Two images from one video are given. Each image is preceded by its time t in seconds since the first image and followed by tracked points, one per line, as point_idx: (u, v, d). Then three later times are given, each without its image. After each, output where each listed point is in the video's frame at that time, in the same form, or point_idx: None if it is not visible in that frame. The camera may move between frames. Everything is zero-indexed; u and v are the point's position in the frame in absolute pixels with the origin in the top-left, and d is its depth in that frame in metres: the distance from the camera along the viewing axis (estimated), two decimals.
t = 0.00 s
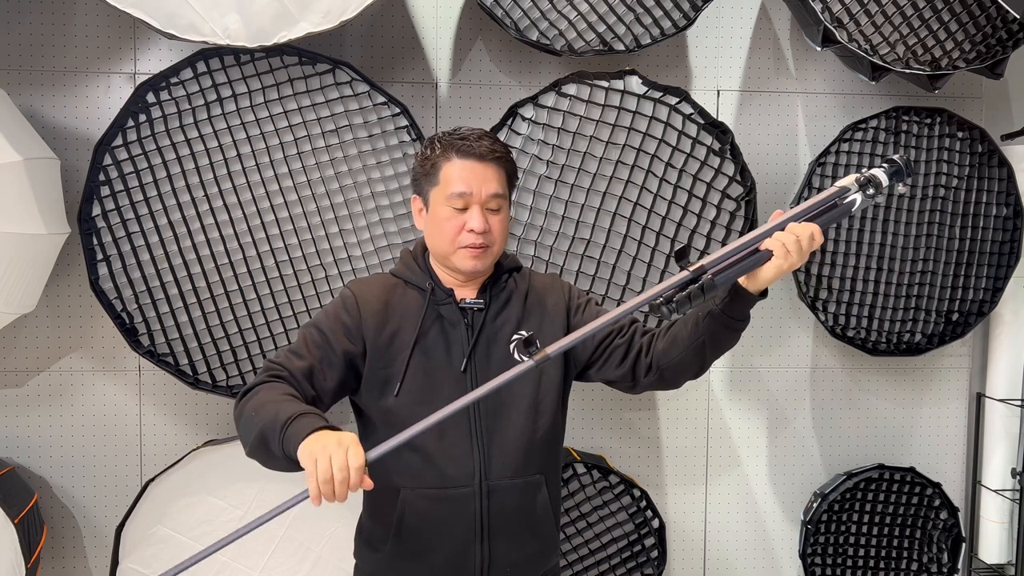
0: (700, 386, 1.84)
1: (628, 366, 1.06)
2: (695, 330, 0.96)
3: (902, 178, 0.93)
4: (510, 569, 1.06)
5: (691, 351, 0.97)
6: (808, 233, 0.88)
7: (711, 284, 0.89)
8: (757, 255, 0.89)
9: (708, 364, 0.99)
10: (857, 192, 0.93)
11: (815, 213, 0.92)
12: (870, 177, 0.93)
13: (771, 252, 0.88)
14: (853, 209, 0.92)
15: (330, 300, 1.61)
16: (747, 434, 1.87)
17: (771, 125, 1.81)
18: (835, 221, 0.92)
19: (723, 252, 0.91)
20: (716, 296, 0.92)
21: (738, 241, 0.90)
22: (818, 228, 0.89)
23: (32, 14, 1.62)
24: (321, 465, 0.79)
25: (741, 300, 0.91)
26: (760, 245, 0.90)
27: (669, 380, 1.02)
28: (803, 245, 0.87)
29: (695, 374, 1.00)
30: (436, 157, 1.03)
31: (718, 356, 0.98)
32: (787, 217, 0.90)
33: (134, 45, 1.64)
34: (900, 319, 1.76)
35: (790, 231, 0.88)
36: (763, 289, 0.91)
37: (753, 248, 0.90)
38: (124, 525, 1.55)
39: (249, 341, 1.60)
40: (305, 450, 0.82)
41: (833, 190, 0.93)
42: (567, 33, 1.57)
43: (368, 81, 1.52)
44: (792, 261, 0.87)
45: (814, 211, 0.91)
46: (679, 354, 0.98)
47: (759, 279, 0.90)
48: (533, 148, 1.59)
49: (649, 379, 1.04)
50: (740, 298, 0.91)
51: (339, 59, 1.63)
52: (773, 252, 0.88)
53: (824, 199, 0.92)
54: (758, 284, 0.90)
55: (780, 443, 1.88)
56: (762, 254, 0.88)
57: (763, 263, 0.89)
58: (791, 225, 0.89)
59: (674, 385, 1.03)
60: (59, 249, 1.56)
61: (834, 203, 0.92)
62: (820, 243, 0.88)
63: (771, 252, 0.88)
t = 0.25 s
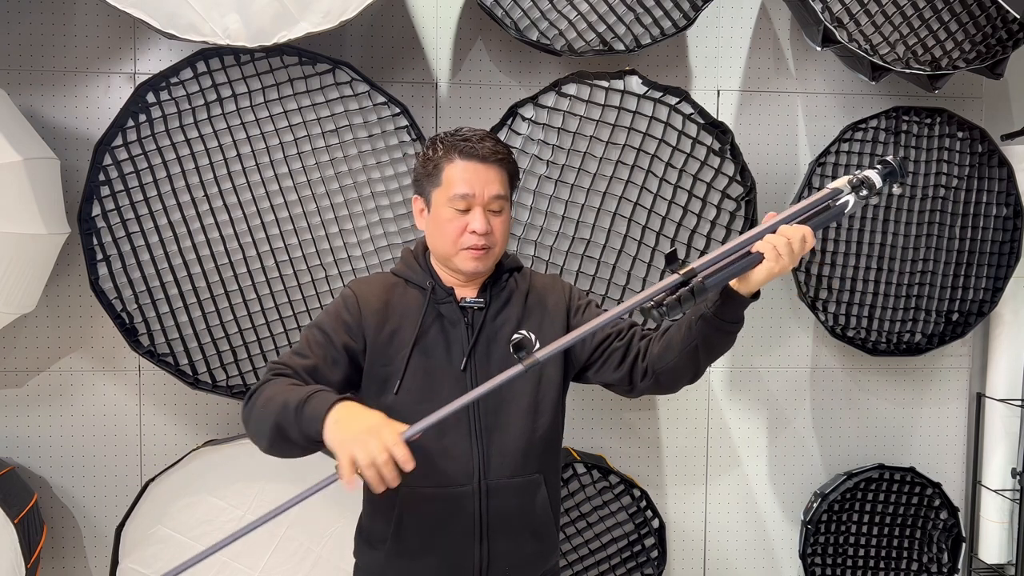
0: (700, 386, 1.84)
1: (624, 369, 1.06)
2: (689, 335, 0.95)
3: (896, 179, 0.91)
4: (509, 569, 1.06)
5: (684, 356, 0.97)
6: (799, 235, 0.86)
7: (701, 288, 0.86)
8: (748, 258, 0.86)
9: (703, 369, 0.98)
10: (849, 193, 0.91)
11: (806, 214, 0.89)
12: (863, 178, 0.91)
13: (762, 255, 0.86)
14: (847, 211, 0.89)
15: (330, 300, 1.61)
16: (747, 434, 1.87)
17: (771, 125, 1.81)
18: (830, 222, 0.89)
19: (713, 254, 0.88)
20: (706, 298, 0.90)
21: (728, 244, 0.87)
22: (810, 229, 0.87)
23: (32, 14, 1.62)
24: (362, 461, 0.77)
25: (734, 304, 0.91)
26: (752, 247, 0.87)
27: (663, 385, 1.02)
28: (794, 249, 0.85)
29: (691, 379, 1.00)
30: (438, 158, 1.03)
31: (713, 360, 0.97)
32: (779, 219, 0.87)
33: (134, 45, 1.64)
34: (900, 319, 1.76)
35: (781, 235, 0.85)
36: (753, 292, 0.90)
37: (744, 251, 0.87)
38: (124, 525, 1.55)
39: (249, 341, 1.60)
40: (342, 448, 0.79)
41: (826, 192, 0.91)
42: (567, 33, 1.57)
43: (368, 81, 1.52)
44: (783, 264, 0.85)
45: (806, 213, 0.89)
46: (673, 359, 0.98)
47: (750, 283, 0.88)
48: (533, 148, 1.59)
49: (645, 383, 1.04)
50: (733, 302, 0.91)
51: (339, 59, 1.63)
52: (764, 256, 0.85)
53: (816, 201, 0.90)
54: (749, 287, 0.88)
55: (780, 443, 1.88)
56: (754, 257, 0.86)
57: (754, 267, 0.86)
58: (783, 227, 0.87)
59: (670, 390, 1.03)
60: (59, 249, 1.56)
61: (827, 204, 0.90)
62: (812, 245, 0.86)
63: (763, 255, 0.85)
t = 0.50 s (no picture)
0: (700, 386, 1.85)
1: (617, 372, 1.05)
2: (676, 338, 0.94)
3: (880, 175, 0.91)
4: (507, 570, 1.05)
5: (673, 359, 0.95)
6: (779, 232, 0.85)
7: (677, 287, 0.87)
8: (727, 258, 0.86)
9: (694, 375, 0.97)
10: (831, 189, 0.91)
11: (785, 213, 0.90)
12: (846, 176, 0.92)
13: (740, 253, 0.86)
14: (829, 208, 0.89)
15: (330, 300, 1.61)
16: (747, 434, 1.87)
17: (771, 125, 1.81)
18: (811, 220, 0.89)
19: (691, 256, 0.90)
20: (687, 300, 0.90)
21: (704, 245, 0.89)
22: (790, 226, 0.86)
23: (32, 14, 1.62)
24: (457, 399, 0.81)
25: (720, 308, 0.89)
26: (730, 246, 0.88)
27: (655, 389, 1.00)
28: (773, 245, 0.84)
29: (682, 385, 0.98)
30: (433, 158, 1.03)
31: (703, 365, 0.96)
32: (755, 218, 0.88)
33: (134, 45, 1.64)
34: (900, 319, 1.76)
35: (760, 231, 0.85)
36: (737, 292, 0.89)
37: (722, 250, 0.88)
38: (124, 525, 1.55)
39: (249, 341, 1.60)
40: (433, 397, 0.82)
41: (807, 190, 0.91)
42: (567, 33, 1.57)
43: (368, 81, 1.52)
44: (762, 261, 0.84)
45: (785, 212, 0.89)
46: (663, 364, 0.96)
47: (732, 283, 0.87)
48: (533, 148, 1.59)
49: (635, 387, 1.03)
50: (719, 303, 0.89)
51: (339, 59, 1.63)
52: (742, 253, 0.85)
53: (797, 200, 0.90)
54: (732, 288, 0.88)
55: (780, 443, 1.88)
56: (732, 255, 0.86)
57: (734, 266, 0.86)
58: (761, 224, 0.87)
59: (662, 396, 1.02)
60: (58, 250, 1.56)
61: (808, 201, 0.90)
62: (792, 242, 0.85)
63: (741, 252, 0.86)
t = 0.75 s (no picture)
0: (700, 386, 1.85)
1: (614, 375, 1.05)
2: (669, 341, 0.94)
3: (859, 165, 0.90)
4: (511, 570, 1.05)
5: (667, 363, 0.95)
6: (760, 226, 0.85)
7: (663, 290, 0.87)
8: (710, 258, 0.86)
9: (689, 380, 0.97)
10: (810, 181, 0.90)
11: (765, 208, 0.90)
12: (824, 168, 0.91)
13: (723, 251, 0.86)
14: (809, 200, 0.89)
15: (330, 300, 1.61)
16: (747, 434, 1.87)
17: (771, 125, 1.81)
18: (792, 212, 0.89)
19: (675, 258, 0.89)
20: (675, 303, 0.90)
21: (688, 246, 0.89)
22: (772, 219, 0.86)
23: (32, 14, 1.62)
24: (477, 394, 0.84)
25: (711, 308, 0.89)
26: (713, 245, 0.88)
27: (651, 393, 1.00)
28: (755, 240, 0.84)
29: (677, 390, 0.99)
30: (443, 157, 1.03)
31: (696, 370, 0.96)
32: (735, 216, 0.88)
33: (134, 45, 1.64)
34: (900, 319, 1.76)
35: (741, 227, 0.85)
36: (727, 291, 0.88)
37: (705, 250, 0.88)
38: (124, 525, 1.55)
39: (250, 341, 1.60)
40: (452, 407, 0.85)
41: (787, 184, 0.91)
42: (567, 33, 1.57)
43: (368, 81, 1.52)
44: (745, 257, 0.84)
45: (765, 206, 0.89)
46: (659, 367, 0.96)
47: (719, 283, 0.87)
48: (533, 148, 1.59)
49: (631, 390, 1.03)
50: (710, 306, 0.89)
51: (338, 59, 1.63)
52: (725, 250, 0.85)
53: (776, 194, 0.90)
54: (721, 288, 0.87)
55: (780, 443, 1.88)
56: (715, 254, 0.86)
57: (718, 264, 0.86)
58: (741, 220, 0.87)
59: (656, 400, 1.02)
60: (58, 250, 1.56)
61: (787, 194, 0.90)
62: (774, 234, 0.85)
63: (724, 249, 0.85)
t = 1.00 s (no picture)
0: (700, 386, 1.84)
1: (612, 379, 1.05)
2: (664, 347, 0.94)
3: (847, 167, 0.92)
4: (511, 570, 1.05)
5: (662, 369, 0.95)
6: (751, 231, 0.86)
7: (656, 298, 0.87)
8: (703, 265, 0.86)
9: (685, 385, 0.97)
10: (800, 185, 0.91)
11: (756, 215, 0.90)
12: (815, 171, 0.92)
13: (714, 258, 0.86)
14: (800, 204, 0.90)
15: (330, 300, 1.61)
16: (747, 434, 1.87)
17: (771, 125, 1.81)
18: (783, 216, 0.89)
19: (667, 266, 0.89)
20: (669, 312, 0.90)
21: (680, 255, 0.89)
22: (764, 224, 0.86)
23: (32, 14, 1.62)
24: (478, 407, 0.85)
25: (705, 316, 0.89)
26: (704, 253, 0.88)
27: (648, 398, 1.00)
28: (747, 245, 0.84)
29: (670, 397, 0.99)
30: (449, 157, 1.03)
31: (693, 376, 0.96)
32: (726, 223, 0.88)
33: (134, 45, 1.64)
34: (900, 319, 1.76)
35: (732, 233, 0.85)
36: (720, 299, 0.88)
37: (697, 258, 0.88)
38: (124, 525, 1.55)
39: (249, 341, 1.60)
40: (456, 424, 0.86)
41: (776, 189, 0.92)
42: (567, 33, 1.57)
43: (368, 81, 1.52)
44: (737, 263, 0.84)
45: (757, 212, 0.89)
46: (655, 373, 0.96)
47: (713, 290, 0.87)
48: (533, 148, 1.59)
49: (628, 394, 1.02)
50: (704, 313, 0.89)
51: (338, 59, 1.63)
52: (717, 258, 0.85)
53: (767, 199, 0.91)
54: (714, 296, 0.87)
55: (780, 442, 1.88)
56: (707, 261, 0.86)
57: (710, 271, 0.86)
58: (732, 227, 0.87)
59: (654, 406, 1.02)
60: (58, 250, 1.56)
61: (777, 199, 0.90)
62: (765, 239, 0.86)
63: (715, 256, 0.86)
